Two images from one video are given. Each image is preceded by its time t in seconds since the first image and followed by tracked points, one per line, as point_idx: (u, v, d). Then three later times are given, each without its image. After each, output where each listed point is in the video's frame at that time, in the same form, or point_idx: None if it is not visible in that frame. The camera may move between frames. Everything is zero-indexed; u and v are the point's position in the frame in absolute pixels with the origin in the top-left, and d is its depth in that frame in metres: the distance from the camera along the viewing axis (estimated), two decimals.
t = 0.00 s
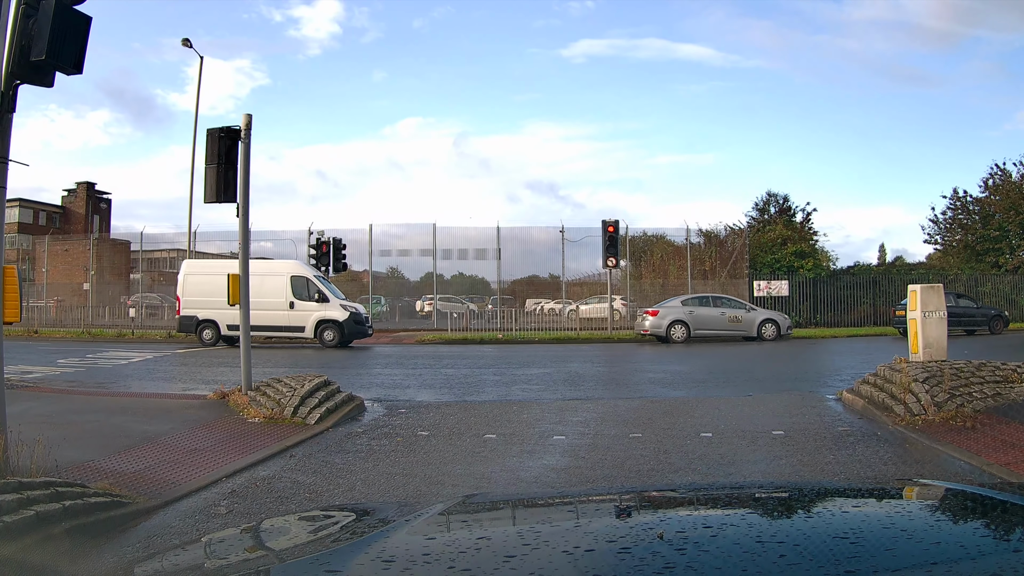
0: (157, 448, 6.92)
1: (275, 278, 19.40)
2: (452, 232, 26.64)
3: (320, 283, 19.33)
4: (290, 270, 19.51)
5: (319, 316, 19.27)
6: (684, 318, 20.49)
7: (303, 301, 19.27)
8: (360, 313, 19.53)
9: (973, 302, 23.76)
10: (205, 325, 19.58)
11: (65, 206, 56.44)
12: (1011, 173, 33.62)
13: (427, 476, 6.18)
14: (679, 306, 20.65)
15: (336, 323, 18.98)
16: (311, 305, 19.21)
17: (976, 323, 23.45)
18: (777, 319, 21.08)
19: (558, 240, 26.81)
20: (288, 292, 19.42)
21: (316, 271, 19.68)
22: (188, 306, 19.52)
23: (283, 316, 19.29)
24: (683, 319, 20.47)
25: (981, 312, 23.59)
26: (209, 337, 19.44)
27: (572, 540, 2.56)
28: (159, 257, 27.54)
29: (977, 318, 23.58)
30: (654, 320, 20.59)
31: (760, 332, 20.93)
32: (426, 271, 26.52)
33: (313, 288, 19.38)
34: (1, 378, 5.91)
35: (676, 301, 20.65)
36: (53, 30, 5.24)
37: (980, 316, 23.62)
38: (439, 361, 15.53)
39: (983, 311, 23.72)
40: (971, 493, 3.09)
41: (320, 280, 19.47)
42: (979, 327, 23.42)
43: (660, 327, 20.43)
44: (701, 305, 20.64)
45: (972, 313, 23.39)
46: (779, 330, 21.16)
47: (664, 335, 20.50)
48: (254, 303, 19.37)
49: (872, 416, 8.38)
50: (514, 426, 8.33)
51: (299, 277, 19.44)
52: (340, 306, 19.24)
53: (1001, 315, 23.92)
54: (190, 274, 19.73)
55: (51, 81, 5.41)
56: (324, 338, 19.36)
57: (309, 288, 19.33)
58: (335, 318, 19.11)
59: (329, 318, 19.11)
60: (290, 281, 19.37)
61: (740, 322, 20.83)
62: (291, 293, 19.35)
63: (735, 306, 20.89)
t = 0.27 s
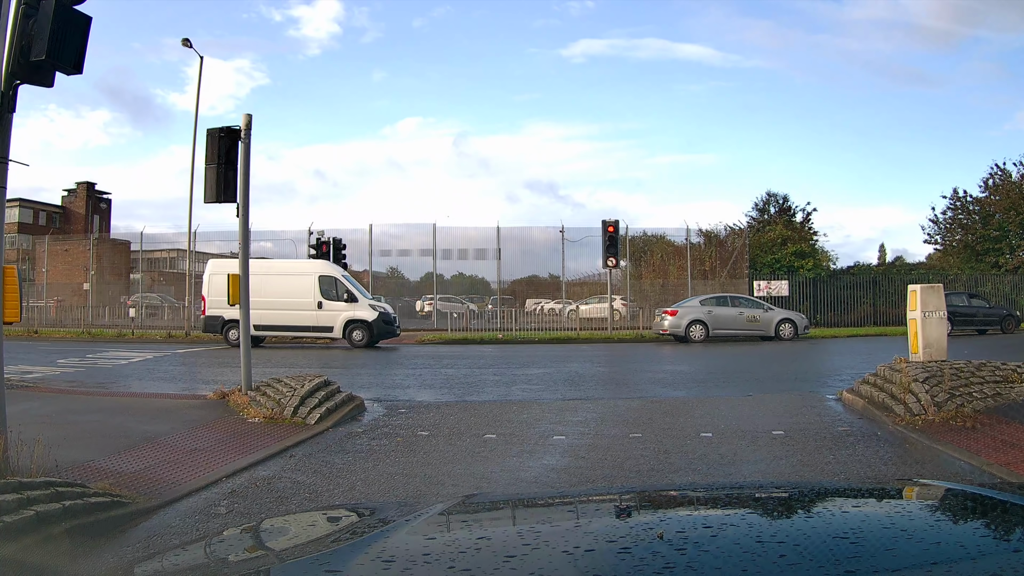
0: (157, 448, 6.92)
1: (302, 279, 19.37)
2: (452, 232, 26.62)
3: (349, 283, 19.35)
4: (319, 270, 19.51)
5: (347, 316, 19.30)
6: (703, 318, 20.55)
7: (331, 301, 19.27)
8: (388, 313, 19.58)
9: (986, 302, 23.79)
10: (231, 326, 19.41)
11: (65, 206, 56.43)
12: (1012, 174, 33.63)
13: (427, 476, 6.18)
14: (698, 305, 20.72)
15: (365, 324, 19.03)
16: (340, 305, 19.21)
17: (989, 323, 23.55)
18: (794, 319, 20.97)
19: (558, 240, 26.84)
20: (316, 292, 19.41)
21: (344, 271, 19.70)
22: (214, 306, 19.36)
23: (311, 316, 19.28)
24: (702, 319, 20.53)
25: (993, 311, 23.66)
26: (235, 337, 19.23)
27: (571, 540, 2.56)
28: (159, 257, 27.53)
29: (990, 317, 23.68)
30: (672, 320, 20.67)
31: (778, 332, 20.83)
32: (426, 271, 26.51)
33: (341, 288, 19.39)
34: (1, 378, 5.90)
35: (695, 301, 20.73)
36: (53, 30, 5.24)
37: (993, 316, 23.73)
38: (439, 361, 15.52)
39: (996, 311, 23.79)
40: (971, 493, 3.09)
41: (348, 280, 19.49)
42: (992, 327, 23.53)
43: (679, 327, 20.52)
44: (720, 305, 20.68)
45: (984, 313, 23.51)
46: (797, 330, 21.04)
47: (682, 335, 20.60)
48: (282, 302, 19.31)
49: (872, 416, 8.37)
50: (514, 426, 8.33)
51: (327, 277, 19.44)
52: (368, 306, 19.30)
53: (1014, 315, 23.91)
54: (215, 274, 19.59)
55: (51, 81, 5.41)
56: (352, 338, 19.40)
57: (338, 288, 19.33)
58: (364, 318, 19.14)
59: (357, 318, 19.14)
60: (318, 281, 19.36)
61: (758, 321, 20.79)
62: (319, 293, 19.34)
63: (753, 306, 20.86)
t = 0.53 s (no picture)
0: (157, 448, 6.91)
1: (331, 278, 19.36)
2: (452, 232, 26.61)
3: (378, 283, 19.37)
4: (347, 269, 19.49)
5: (376, 316, 19.35)
6: (721, 318, 20.59)
7: (361, 301, 19.27)
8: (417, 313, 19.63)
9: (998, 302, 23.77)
10: (257, 326, 19.38)
11: (65, 206, 56.42)
12: (1011, 174, 33.64)
13: (427, 476, 6.18)
14: (715, 305, 20.76)
15: (395, 324, 19.09)
16: (370, 305, 19.24)
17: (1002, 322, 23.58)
18: (811, 318, 20.99)
19: (558, 240, 26.86)
20: (345, 292, 19.41)
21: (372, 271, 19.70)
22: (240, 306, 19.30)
23: (340, 316, 19.30)
24: (720, 319, 20.57)
25: (1004, 311, 23.67)
26: (262, 337, 19.25)
27: (571, 540, 2.56)
28: (159, 257, 27.52)
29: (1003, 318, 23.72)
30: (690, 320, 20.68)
31: (795, 332, 20.88)
32: (426, 271, 26.50)
33: (370, 288, 19.38)
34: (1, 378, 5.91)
35: (713, 301, 20.75)
36: (53, 30, 5.24)
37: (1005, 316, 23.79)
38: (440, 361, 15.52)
39: (1008, 311, 23.83)
40: (971, 493, 3.09)
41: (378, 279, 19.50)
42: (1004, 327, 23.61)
43: (697, 327, 20.53)
44: (738, 305, 20.72)
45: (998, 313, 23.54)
46: (813, 330, 21.09)
47: (700, 335, 20.63)
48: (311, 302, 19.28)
49: (872, 416, 8.37)
50: (514, 426, 8.32)
51: (355, 277, 19.42)
52: (398, 306, 19.35)
53: None
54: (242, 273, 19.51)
55: (51, 81, 5.41)
56: (381, 338, 19.45)
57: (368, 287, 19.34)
58: (393, 318, 19.19)
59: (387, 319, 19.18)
60: (347, 281, 19.35)
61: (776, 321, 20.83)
62: (348, 293, 19.36)
63: (770, 305, 20.89)
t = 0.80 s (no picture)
0: (157, 448, 6.91)
1: (361, 278, 19.35)
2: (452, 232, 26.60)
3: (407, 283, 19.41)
4: (376, 269, 19.47)
5: (405, 316, 19.38)
6: (738, 317, 20.63)
7: (390, 301, 19.29)
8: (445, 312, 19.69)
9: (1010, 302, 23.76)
10: (285, 326, 19.37)
11: (65, 206, 56.39)
12: (1011, 174, 33.65)
13: (427, 476, 6.18)
14: (732, 305, 20.78)
15: (424, 323, 19.18)
16: (399, 305, 19.27)
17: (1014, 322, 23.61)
18: (826, 318, 21.06)
19: (558, 240, 26.86)
20: (374, 292, 19.41)
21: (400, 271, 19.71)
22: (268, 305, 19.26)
23: (369, 316, 19.30)
24: (737, 319, 20.60)
25: (1016, 311, 23.66)
26: (290, 337, 19.25)
27: (572, 540, 2.56)
28: (159, 257, 27.51)
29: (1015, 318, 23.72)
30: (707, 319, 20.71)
31: (811, 332, 20.94)
32: (426, 271, 26.49)
33: (399, 287, 19.41)
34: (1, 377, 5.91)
35: (729, 300, 20.77)
36: (53, 30, 5.24)
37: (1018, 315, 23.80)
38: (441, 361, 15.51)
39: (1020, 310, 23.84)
40: (971, 493, 3.09)
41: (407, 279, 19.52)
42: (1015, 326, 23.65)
43: (714, 327, 20.56)
44: (755, 304, 20.75)
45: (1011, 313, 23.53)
46: (828, 330, 21.19)
47: (717, 334, 20.67)
48: (340, 302, 19.29)
49: (872, 416, 8.37)
50: (514, 426, 8.32)
51: (384, 276, 19.42)
52: (427, 305, 19.40)
53: None
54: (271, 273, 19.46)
55: (51, 81, 5.40)
56: (411, 338, 19.52)
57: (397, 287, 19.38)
58: (423, 318, 19.25)
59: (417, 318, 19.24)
60: (377, 280, 19.35)
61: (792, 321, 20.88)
62: (377, 292, 19.37)
63: (786, 305, 20.92)
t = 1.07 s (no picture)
0: (157, 448, 6.91)
1: (389, 278, 19.32)
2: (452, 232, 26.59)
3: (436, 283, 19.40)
4: (405, 269, 19.42)
5: (434, 316, 19.38)
6: (754, 317, 20.64)
7: (418, 301, 19.27)
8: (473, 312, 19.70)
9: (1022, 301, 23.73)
10: (313, 326, 19.37)
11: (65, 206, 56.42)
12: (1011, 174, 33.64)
13: (427, 476, 6.18)
14: (748, 305, 20.78)
15: (453, 323, 19.21)
16: (428, 305, 19.28)
17: None
18: (841, 318, 21.10)
19: (558, 240, 26.85)
20: (402, 292, 19.38)
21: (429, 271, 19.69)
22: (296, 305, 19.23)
23: (397, 316, 19.29)
24: (753, 319, 20.62)
25: None
26: (318, 338, 19.24)
27: (571, 540, 2.56)
28: (159, 257, 27.51)
29: None
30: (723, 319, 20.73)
31: (826, 331, 20.98)
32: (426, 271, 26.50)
33: (427, 287, 19.40)
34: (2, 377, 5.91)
35: (745, 300, 20.79)
36: (53, 30, 5.24)
37: None
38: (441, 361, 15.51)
39: None
40: (971, 493, 3.09)
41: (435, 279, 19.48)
42: None
43: (731, 327, 20.58)
44: (771, 304, 20.76)
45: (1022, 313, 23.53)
46: (843, 329, 21.25)
47: (734, 334, 20.69)
48: (369, 302, 19.27)
49: (872, 416, 8.37)
50: (514, 426, 8.32)
51: (413, 277, 19.38)
52: (456, 305, 19.42)
53: None
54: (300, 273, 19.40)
55: (51, 81, 5.40)
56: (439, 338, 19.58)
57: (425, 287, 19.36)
58: (452, 318, 19.27)
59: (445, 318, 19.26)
60: (405, 280, 19.32)
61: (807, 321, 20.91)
62: (406, 292, 19.34)
63: (801, 304, 20.94)
